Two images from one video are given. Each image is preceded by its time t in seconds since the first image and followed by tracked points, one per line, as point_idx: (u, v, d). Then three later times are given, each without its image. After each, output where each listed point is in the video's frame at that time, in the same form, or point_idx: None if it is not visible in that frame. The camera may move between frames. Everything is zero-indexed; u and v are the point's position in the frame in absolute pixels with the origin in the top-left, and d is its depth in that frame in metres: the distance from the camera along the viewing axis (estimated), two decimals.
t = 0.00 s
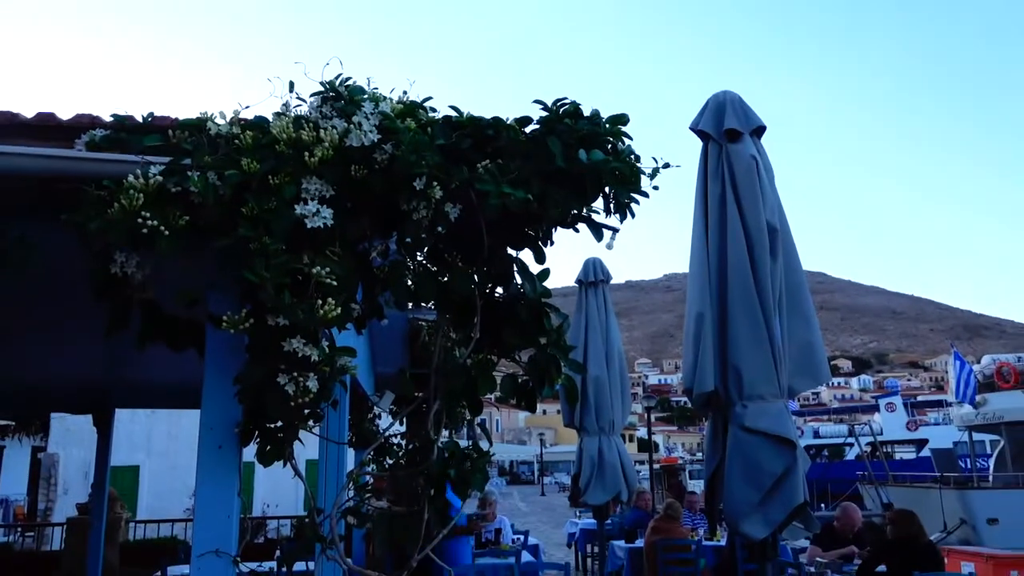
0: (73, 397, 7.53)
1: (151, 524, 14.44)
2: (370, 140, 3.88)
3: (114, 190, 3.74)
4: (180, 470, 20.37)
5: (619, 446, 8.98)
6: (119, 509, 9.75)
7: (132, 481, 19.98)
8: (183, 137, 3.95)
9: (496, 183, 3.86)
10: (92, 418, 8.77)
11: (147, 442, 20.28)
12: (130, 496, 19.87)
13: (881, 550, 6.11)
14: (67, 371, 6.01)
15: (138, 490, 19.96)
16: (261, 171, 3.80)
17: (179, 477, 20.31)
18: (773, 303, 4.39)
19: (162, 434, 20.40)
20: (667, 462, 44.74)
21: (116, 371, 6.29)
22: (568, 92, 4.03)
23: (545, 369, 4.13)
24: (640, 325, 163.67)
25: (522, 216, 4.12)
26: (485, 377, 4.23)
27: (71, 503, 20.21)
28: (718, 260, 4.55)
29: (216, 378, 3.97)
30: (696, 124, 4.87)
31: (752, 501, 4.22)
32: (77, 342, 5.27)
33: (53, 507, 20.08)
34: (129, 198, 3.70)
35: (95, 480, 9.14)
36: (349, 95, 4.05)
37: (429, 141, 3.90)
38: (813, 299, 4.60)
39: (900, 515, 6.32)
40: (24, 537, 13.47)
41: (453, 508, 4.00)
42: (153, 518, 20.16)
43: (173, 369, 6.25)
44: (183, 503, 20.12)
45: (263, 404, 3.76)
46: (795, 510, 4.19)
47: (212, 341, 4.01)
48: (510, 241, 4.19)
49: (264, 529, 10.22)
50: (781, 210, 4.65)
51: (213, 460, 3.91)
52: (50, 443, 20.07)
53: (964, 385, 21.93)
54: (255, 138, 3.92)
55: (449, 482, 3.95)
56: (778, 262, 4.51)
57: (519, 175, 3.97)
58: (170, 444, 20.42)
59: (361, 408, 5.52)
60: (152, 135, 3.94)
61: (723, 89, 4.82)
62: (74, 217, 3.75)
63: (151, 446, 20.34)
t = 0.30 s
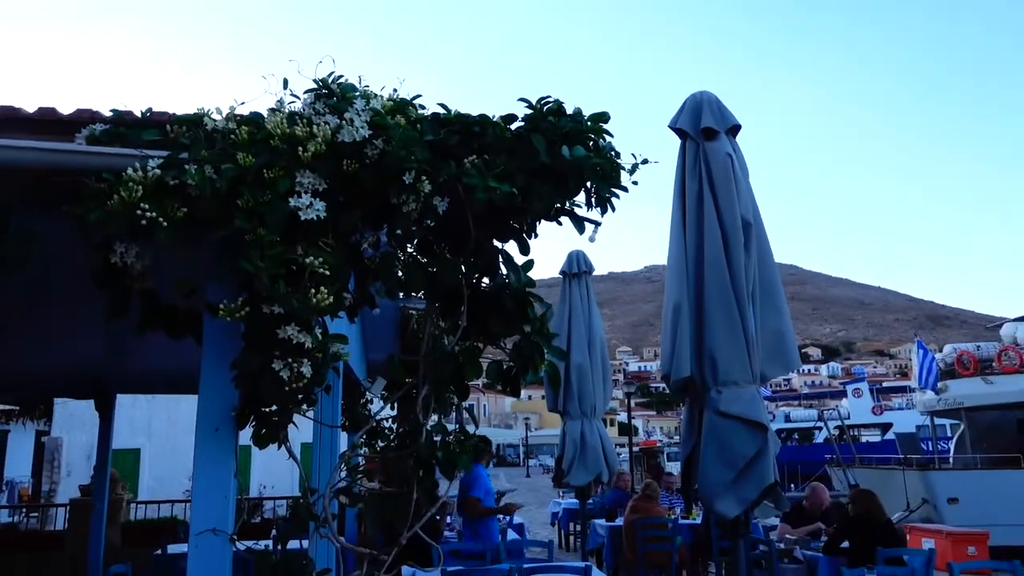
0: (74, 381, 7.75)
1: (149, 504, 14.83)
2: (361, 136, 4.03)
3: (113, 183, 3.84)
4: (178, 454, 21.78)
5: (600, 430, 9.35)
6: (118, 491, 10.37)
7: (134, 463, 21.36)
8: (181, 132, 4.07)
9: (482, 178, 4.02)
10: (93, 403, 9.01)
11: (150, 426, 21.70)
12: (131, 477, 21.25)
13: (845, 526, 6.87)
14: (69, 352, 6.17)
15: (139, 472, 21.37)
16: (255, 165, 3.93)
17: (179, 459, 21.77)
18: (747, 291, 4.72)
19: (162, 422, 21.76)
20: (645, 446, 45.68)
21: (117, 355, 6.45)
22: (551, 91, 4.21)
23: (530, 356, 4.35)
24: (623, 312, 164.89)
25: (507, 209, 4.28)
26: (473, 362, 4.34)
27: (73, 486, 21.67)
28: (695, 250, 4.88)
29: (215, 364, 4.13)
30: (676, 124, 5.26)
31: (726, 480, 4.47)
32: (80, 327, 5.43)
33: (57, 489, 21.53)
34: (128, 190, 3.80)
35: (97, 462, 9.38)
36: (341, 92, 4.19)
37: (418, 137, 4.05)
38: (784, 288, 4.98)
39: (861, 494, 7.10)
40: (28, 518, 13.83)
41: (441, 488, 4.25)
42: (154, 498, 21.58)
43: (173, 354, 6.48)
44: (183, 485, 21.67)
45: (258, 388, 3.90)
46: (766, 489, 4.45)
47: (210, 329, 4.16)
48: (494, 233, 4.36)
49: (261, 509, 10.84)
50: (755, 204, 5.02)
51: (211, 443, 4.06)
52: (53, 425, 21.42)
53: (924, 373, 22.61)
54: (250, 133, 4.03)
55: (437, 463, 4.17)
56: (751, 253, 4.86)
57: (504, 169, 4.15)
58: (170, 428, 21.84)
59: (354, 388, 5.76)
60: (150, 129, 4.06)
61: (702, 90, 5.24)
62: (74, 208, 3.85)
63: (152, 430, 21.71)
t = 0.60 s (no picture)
0: (72, 364, 7.87)
1: (140, 488, 15.01)
2: (350, 130, 4.10)
3: (107, 174, 3.88)
4: (174, 438, 21.90)
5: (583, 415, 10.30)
6: (115, 474, 10.45)
7: (131, 447, 21.40)
8: (174, 125, 4.15)
9: (467, 171, 4.15)
10: (89, 388, 9.11)
11: (146, 411, 21.78)
12: (127, 461, 21.31)
13: (814, 508, 7.19)
14: (67, 335, 6.28)
15: (135, 456, 21.43)
16: (247, 157, 4.02)
17: (175, 443, 21.87)
18: (722, 284, 5.07)
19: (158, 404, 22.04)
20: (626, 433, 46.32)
21: (114, 339, 6.57)
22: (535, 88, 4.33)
23: (512, 343, 4.48)
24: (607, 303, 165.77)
25: (492, 202, 4.39)
26: (457, 349, 4.47)
27: (72, 469, 21.54)
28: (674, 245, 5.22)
29: (206, 350, 4.25)
30: (656, 121, 5.57)
31: (701, 464, 4.74)
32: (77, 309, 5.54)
33: (56, 472, 21.32)
34: (122, 181, 3.84)
35: (94, 446, 9.44)
36: (331, 87, 4.31)
37: (404, 131, 4.18)
38: (758, 276, 5.35)
39: (828, 478, 7.42)
40: (26, 501, 13.97)
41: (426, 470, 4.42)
42: (152, 481, 21.72)
43: (170, 339, 6.62)
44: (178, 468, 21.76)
45: (250, 375, 3.97)
46: (739, 472, 4.73)
47: (202, 316, 4.29)
48: (479, 225, 4.46)
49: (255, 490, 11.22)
50: (730, 197, 5.39)
51: (204, 427, 4.19)
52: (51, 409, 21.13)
53: (891, 362, 23.14)
54: (242, 126, 4.13)
55: (423, 446, 4.34)
56: (726, 247, 5.22)
57: (489, 163, 4.28)
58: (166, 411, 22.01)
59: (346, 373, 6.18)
60: (144, 122, 4.12)
61: (681, 89, 5.55)
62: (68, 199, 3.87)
63: (149, 415, 21.85)
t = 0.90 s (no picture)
0: (60, 355, 7.87)
1: (126, 478, 15.02)
2: (336, 123, 4.09)
3: (93, 164, 3.86)
4: (160, 428, 21.84)
5: (569, 408, 10.99)
6: (102, 464, 10.44)
7: (118, 437, 21.32)
8: (160, 116, 4.06)
9: (454, 164, 4.15)
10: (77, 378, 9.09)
11: (132, 401, 21.69)
12: (114, 452, 21.22)
13: (795, 498, 7.26)
14: (55, 325, 6.26)
15: (122, 446, 21.34)
16: (233, 148, 3.95)
17: (162, 434, 21.80)
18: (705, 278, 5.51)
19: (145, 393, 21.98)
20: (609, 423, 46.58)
21: (102, 329, 6.55)
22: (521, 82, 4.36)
23: (496, 334, 4.55)
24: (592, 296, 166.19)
25: (478, 195, 4.39)
26: (443, 341, 4.48)
27: (58, 458, 21.35)
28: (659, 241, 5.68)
29: (192, 341, 4.26)
30: (642, 115, 5.96)
31: (685, 455, 5.27)
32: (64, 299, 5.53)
33: (43, 462, 21.09)
34: (108, 171, 3.83)
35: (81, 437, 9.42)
36: (319, 79, 4.27)
37: (392, 123, 4.12)
38: (738, 264, 5.82)
39: (810, 468, 7.49)
40: (13, 492, 13.93)
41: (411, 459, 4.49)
42: (138, 471, 21.67)
43: (157, 330, 6.65)
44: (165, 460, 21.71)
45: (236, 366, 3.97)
46: (720, 462, 5.25)
47: (189, 308, 4.29)
48: (465, 217, 4.47)
49: (241, 479, 11.32)
50: (712, 188, 5.83)
51: (190, 418, 4.20)
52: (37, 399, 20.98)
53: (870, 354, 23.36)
54: (229, 117, 4.05)
55: (409, 437, 4.39)
56: (709, 240, 5.65)
57: (475, 155, 4.28)
58: (152, 402, 21.96)
59: (332, 363, 6.25)
60: (131, 112, 4.06)
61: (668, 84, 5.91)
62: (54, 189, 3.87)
63: (135, 404, 21.75)
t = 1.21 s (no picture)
0: (45, 344, 7.82)
1: (111, 469, 14.95)
2: (324, 112, 3.98)
3: (77, 151, 3.79)
4: (146, 419, 21.74)
5: (556, 400, 11.04)
6: (87, 456, 10.38)
7: (103, 428, 21.23)
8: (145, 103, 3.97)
9: (441, 154, 4.12)
10: (62, 369, 9.03)
11: (118, 392, 21.59)
12: (100, 443, 21.12)
13: (780, 489, 7.32)
14: (39, 314, 6.20)
15: (108, 437, 21.26)
16: (219, 137, 3.86)
17: (148, 425, 21.73)
18: (692, 268, 5.78)
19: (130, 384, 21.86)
20: (596, 415, 46.67)
21: (86, 318, 6.49)
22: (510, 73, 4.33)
23: (483, 326, 4.48)
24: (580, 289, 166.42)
25: (465, 186, 4.37)
26: (430, 330, 4.46)
27: (43, 449, 21.26)
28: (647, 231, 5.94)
29: (177, 331, 4.21)
30: (632, 108, 6.27)
31: (671, 447, 5.52)
32: (48, 287, 5.47)
33: (28, 453, 20.97)
34: (92, 159, 3.76)
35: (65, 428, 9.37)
36: (306, 68, 4.12)
37: (379, 113, 4.07)
38: (724, 254, 6.08)
39: (794, 460, 7.55)
40: None
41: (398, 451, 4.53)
42: (124, 462, 21.57)
43: (142, 320, 6.61)
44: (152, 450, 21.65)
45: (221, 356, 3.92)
46: (706, 454, 5.49)
47: (174, 298, 4.23)
48: (452, 208, 4.45)
49: (227, 470, 11.31)
50: (699, 179, 6.10)
51: (176, 408, 4.17)
52: (22, 389, 20.83)
53: (855, 346, 23.51)
54: (214, 105, 3.94)
55: (395, 427, 4.38)
56: (696, 231, 5.93)
57: (463, 146, 4.24)
58: (138, 393, 21.85)
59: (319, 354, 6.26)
60: (115, 100, 3.98)
61: (657, 78, 6.23)
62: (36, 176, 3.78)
63: (120, 395, 21.62)
